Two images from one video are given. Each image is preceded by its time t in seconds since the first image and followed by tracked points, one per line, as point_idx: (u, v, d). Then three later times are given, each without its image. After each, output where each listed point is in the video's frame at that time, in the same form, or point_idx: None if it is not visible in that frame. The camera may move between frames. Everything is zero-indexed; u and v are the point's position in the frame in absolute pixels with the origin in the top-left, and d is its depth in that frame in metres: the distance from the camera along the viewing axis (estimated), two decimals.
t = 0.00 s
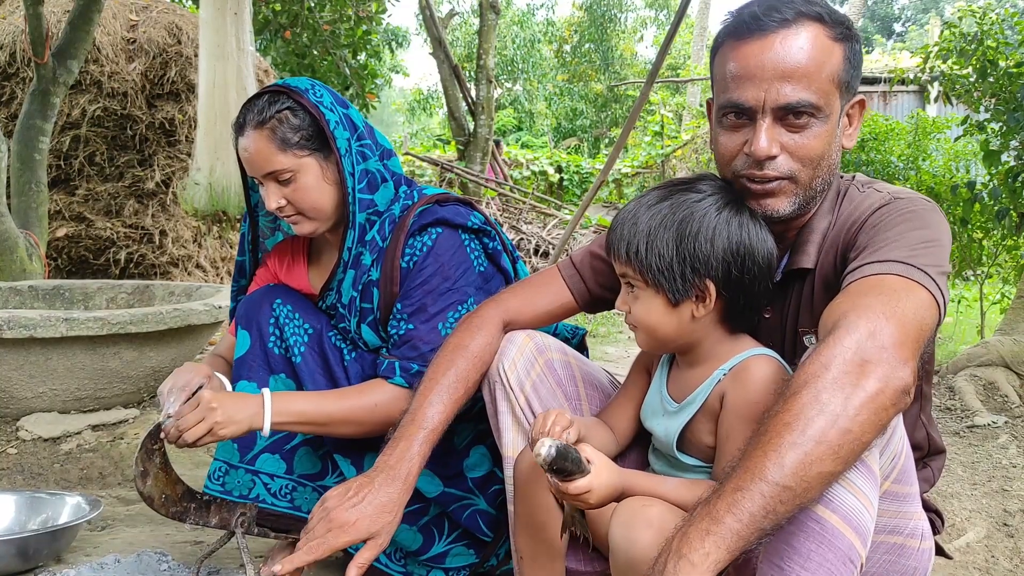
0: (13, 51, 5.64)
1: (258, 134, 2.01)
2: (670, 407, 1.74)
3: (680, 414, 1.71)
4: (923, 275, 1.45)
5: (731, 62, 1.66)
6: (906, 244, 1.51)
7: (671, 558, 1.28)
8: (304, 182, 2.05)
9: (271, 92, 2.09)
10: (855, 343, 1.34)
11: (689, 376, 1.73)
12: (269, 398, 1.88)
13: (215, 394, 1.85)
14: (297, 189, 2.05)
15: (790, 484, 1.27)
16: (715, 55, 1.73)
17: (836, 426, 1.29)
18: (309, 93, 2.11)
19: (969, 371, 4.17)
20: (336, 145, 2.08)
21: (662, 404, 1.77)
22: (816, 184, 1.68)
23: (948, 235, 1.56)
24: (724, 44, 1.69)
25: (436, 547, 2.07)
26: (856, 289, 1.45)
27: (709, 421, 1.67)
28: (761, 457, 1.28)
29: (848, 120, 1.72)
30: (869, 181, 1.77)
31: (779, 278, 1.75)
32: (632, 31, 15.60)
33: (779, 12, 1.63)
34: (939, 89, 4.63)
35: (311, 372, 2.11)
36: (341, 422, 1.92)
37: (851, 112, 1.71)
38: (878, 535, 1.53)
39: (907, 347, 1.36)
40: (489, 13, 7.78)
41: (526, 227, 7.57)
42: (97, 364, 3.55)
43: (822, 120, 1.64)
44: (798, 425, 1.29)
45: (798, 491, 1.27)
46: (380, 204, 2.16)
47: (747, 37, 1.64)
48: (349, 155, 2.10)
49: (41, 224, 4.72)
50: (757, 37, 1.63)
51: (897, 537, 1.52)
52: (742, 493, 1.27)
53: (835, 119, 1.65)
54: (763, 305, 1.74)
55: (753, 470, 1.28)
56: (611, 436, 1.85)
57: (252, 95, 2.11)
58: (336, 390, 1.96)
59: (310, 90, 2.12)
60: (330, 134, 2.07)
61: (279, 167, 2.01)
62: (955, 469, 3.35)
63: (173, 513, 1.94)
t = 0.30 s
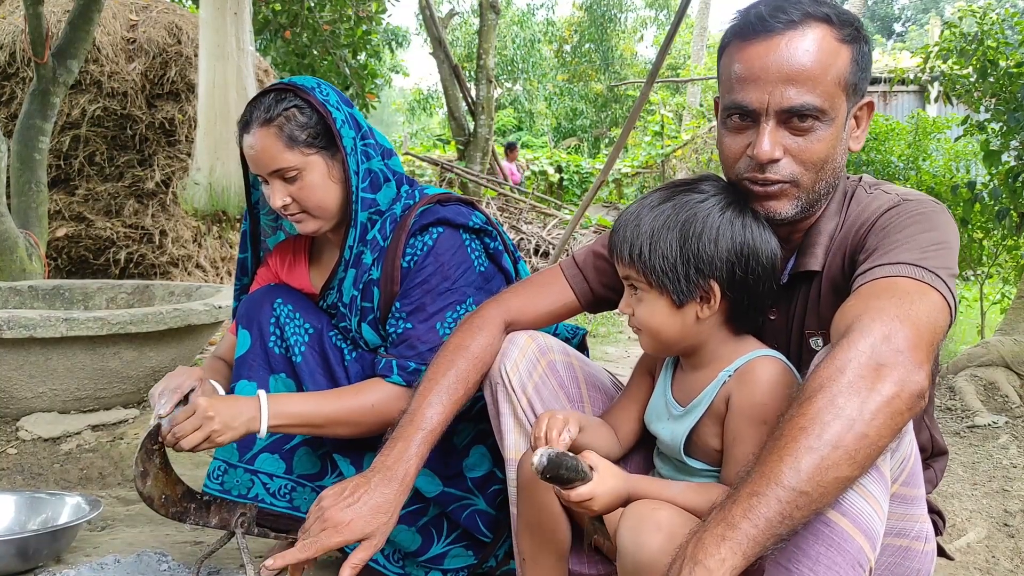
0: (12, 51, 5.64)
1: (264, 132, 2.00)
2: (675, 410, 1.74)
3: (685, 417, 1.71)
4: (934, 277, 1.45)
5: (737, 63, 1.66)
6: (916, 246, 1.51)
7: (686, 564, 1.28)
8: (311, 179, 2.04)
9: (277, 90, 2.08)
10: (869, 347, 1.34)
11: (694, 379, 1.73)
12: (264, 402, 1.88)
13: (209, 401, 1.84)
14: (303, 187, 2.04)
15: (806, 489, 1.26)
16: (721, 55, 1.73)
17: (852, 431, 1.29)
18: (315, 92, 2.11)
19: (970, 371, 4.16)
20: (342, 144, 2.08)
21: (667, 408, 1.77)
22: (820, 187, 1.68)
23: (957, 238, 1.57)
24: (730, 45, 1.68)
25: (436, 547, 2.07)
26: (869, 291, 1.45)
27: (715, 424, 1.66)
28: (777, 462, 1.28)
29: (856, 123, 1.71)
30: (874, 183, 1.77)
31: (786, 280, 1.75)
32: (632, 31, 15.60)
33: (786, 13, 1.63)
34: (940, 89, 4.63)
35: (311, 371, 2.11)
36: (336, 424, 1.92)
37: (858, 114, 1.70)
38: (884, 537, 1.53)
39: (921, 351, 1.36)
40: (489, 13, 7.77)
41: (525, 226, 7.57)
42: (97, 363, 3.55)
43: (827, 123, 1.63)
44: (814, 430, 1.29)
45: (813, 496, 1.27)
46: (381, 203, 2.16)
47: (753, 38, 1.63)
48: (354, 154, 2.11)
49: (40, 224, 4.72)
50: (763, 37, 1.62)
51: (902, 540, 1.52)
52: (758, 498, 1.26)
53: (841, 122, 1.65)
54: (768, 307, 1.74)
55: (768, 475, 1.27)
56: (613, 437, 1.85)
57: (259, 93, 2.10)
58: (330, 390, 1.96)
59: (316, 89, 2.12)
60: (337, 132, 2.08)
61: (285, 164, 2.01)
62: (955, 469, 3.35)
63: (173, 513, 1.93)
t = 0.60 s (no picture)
0: (12, 51, 5.64)
1: (261, 130, 2.00)
2: (679, 411, 1.73)
3: (690, 418, 1.70)
4: (941, 278, 1.45)
5: (748, 63, 1.65)
6: (923, 247, 1.51)
7: (695, 566, 1.28)
8: (307, 178, 2.04)
9: (275, 89, 2.08)
10: (878, 348, 1.34)
11: (698, 381, 1.73)
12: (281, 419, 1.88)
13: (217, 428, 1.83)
14: (299, 185, 2.04)
15: (816, 491, 1.26)
16: (731, 53, 1.73)
17: (862, 432, 1.29)
18: (314, 91, 2.11)
19: (970, 371, 4.16)
20: (339, 144, 2.08)
21: (671, 408, 1.77)
22: (828, 189, 1.68)
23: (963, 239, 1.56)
24: (741, 43, 1.68)
25: (437, 548, 2.07)
26: (876, 292, 1.45)
27: (720, 425, 1.66)
28: (787, 464, 1.28)
29: (864, 125, 1.71)
30: (880, 183, 1.77)
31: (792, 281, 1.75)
32: (632, 31, 15.60)
33: (800, 12, 1.63)
34: (940, 89, 4.63)
35: (312, 369, 2.10)
36: (352, 435, 1.93)
37: (868, 116, 1.70)
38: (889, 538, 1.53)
39: (930, 353, 1.36)
40: (490, 13, 7.77)
41: (525, 226, 7.57)
42: (97, 363, 3.54)
43: (840, 126, 1.63)
44: (824, 431, 1.29)
45: (823, 497, 1.27)
46: (381, 204, 2.16)
47: (766, 37, 1.63)
48: (351, 153, 2.10)
49: (41, 224, 4.72)
50: (777, 37, 1.62)
51: (906, 541, 1.52)
52: (768, 500, 1.26)
53: (852, 125, 1.65)
54: (773, 308, 1.74)
55: (778, 477, 1.27)
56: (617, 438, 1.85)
57: (258, 90, 2.10)
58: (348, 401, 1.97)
59: (315, 88, 2.12)
60: (333, 132, 2.07)
61: (283, 162, 2.01)
62: (956, 468, 3.35)
63: (174, 513, 1.92)
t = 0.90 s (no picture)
0: (12, 51, 5.64)
1: (261, 131, 2.00)
2: (682, 412, 1.74)
3: (693, 419, 1.71)
4: (943, 278, 1.45)
5: (754, 59, 1.66)
6: (926, 248, 1.51)
7: (693, 563, 1.28)
8: (306, 179, 2.04)
9: (274, 90, 2.09)
10: (878, 348, 1.34)
11: (701, 382, 1.73)
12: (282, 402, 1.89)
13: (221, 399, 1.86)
14: (299, 187, 2.04)
15: (815, 490, 1.26)
16: (736, 50, 1.73)
17: (861, 431, 1.28)
18: (313, 92, 2.11)
19: (970, 371, 4.16)
20: (338, 144, 2.08)
21: (674, 409, 1.77)
22: (834, 186, 1.68)
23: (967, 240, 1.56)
24: (746, 40, 1.68)
25: (437, 547, 2.07)
26: (878, 292, 1.45)
27: (724, 427, 1.66)
28: (786, 462, 1.27)
29: (867, 123, 1.72)
30: (884, 183, 1.77)
31: (795, 281, 1.75)
32: (632, 31, 15.60)
33: (805, 9, 1.63)
34: (940, 89, 4.63)
35: (312, 369, 2.10)
36: (350, 426, 1.93)
37: (871, 115, 1.71)
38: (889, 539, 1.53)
39: (931, 353, 1.36)
40: (489, 13, 7.77)
41: (525, 227, 7.57)
42: (97, 363, 3.54)
43: (846, 121, 1.63)
44: (823, 430, 1.28)
45: (822, 496, 1.27)
46: (381, 204, 2.16)
47: (772, 34, 1.63)
48: (350, 154, 2.10)
49: (41, 224, 4.72)
50: (784, 33, 1.62)
51: (907, 541, 1.52)
52: (767, 498, 1.26)
53: (857, 121, 1.65)
54: (777, 309, 1.74)
55: (777, 475, 1.27)
56: (619, 438, 1.85)
57: (257, 92, 2.10)
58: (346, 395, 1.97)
59: (313, 88, 2.12)
60: (332, 132, 2.07)
61: (282, 163, 2.01)
62: (956, 469, 3.35)
63: (174, 513, 1.92)
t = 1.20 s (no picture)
0: (12, 51, 5.64)
1: (261, 131, 2.00)
2: (680, 411, 1.74)
3: (690, 418, 1.71)
4: (938, 277, 1.45)
5: (748, 60, 1.66)
6: (921, 246, 1.51)
7: (688, 560, 1.28)
8: (308, 178, 2.04)
9: (275, 90, 2.09)
10: (873, 346, 1.34)
11: (698, 381, 1.73)
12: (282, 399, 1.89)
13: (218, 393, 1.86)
14: (300, 186, 2.04)
15: (809, 487, 1.26)
16: (730, 53, 1.73)
17: (855, 428, 1.29)
18: (314, 91, 2.11)
19: (970, 371, 4.16)
20: (339, 144, 2.08)
21: (671, 408, 1.77)
22: (832, 184, 1.68)
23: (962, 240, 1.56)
24: (740, 42, 1.68)
25: (436, 546, 2.07)
26: (873, 291, 1.45)
27: (721, 426, 1.66)
28: (781, 460, 1.28)
29: (863, 120, 1.71)
30: (881, 183, 1.77)
31: (792, 280, 1.75)
32: (632, 31, 15.60)
33: (797, 9, 1.63)
34: (940, 89, 4.63)
35: (311, 369, 2.11)
36: (348, 424, 1.93)
37: (866, 112, 1.71)
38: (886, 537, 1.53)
39: (925, 351, 1.36)
40: (489, 13, 7.77)
41: (525, 227, 7.56)
42: (97, 363, 3.55)
43: (841, 119, 1.64)
44: (817, 427, 1.29)
45: (816, 493, 1.27)
46: (380, 203, 2.16)
47: (765, 34, 1.64)
48: (351, 153, 2.10)
49: (40, 224, 4.72)
50: (776, 35, 1.63)
51: (903, 540, 1.52)
52: (761, 495, 1.26)
53: (852, 119, 1.66)
54: (775, 309, 1.74)
55: (771, 472, 1.27)
56: (617, 436, 1.85)
57: (258, 91, 2.10)
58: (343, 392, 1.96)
59: (314, 87, 2.12)
60: (333, 132, 2.07)
61: (283, 162, 2.01)
62: (955, 469, 3.35)
63: (173, 513, 1.92)
